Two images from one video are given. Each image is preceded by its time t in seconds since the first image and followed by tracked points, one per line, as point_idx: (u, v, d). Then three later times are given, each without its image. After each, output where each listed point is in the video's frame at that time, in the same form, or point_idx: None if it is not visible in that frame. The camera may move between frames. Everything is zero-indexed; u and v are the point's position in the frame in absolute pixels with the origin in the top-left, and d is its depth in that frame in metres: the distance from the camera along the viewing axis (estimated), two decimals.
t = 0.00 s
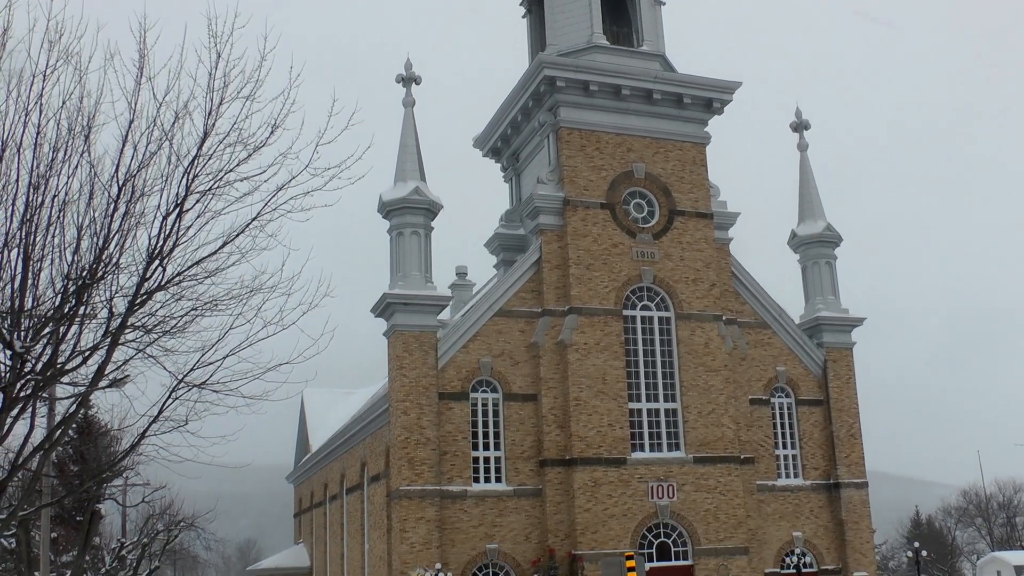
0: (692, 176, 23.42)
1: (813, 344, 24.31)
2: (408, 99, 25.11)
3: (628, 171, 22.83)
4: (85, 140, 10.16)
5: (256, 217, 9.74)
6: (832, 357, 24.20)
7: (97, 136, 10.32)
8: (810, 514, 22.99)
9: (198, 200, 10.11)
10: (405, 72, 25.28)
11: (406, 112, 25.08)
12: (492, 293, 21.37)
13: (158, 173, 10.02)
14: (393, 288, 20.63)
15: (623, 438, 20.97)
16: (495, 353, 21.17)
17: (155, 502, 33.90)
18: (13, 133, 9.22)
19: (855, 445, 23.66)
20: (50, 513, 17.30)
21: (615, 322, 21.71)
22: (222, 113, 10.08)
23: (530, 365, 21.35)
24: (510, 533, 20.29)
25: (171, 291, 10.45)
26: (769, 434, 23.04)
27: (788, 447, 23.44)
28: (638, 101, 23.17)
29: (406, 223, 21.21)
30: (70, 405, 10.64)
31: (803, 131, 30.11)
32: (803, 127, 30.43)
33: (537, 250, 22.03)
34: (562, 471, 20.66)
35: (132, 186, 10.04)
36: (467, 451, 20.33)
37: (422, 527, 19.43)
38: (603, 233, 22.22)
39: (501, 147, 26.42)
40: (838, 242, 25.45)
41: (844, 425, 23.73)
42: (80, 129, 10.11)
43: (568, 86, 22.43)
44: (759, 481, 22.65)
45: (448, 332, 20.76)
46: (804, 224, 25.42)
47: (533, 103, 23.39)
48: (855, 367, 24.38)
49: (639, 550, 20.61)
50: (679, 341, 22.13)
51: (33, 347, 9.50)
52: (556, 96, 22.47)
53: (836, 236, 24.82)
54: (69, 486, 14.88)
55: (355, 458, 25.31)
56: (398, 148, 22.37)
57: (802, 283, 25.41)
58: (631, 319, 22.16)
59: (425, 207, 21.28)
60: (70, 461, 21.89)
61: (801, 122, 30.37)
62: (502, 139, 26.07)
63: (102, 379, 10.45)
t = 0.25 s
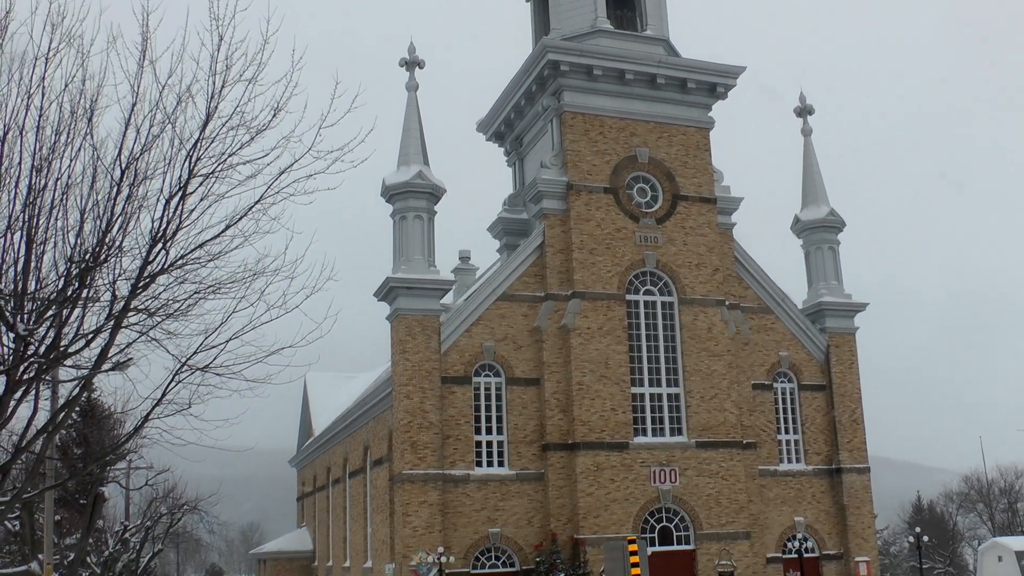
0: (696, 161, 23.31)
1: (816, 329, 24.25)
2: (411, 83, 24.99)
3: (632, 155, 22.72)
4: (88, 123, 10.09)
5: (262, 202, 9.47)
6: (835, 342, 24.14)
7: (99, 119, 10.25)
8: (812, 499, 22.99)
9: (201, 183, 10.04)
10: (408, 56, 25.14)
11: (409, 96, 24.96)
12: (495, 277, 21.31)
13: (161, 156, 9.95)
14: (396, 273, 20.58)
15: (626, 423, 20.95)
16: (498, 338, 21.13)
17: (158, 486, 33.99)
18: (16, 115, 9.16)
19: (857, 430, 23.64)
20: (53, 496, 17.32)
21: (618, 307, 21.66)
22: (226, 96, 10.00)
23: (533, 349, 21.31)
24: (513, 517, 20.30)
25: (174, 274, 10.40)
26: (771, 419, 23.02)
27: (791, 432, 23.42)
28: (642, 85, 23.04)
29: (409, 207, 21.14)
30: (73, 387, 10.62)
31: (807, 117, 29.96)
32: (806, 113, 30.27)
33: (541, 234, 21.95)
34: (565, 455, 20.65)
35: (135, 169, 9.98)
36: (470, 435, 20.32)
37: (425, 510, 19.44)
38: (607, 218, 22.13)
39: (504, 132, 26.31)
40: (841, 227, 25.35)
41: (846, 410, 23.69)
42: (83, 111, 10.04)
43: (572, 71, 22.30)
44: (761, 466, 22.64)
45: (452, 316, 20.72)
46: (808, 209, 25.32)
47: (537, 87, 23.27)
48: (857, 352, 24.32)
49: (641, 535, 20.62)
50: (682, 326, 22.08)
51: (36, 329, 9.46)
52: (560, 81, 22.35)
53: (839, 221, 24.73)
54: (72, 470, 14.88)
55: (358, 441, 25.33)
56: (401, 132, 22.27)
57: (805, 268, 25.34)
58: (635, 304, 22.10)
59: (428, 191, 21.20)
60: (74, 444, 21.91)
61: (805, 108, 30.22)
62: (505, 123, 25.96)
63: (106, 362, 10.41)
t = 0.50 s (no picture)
0: (700, 146, 23.20)
1: (819, 314, 24.19)
2: (414, 67, 24.86)
3: (635, 140, 22.61)
4: (91, 105, 10.01)
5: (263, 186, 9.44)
6: (838, 327, 24.09)
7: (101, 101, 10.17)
8: (814, 484, 22.99)
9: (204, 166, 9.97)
10: (412, 39, 25.00)
11: (412, 80, 24.84)
12: (498, 261, 21.26)
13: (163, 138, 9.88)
14: (399, 256, 20.53)
15: (628, 407, 20.94)
16: (501, 322, 21.08)
17: (161, 468, 34.09)
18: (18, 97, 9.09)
19: (859, 416, 23.62)
20: (56, 478, 17.34)
21: (621, 291, 21.60)
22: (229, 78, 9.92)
23: (536, 334, 21.27)
24: (515, 501, 20.32)
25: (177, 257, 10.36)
26: (774, 404, 23.00)
27: (793, 417, 23.40)
28: (646, 70, 22.90)
29: (412, 190, 21.07)
30: (76, 370, 10.59)
31: (811, 102, 29.81)
32: (811, 98, 30.11)
33: (544, 218, 21.87)
34: (567, 439, 20.65)
35: (138, 151, 9.91)
36: (473, 419, 20.32)
37: (427, 494, 19.46)
38: (610, 202, 22.05)
39: (508, 116, 26.20)
40: (845, 213, 25.25)
41: (848, 395, 23.66)
42: (86, 94, 9.96)
43: (576, 55, 22.18)
44: (763, 451, 22.64)
45: (454, 300, 20.67)
46: (811, 194, 25.22)
47: (540, 71, 23.15)
48: (860, 338, 24.27)
49: (643, 519, 20.64)
50: (685, 311, 22.03)
51: (39, 312, 9.42)
52: (564, 65, 22.22)
53: (842, 207, 24.63)
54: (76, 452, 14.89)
55: (361, 425, 25.33)
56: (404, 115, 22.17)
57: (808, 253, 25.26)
58: (637, 288, 22.04)
59: (432, 175, 21.12)
60: (77, 427, 21.93)
61: (810, 93, 30.05)
62: (509, 107, 25.84)
63: (108, 344, 10.38)
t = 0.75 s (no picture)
0: (703, 130, 23.09)
1: (822, 299, 24.13)
2: (417, 51, 24.73)
3: (639, 125, 22.50)
4: (93, 87, 9.94)
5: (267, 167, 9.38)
6: (841, 313, 24.03)
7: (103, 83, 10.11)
8: (815, 469, 23.00)
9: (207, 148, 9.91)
10: (415, 23, 24.87)
11: (415, 64, 24.72)
12: (501, 245, 21.20)
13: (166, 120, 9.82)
14: (401, 240, 20.48)
15: (631, 392, 20.92)
16: (503, 306, 21.04)
17: (164, 452, 34.18)
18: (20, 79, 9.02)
19: (861, 401, 23.59)
20: (60, 461, 17.35)
21: (624, 276, 21.55)
22: (231, 61, 9.85)
23: (538, 318, 21.24)
24: (517, 485, 20.34)
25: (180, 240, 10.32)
26: (776, 389, 22.98)
27: (795, 403, 23.39)
28: (650, 55, 22.77)
29: (416, 174, 20.99)
30: (80, 352, 10.57)
31: (814, 87, 29.66)
32: (814, 82, 29.95)
33: (547, 202, 21.79)
34: (570, 424, 20.64)
35: (140, 134, 9.86)
36: (475, 403, 20.31)
37: (430, 478, 19.48)
38: (613, 187, 21.97)
39: (511, 100, 26.09)
40: (848, 198, 25.15)
41: (850, 381, 23.63)
42: (89, 76, 9.90)
43: (579, 39, 22.06)
44: (765, 436, 22.64)
45: (457, 284, 20.63)
46: (814, 180, 25.11)
47: (544, 55, 23.03)
48: (863, 323, 24.21)
49: (645, 503, 20.66)
50: (688, 296, 21.98)
51: (42, 294, 9.38)
52: (567, 49, 22.11)
53: (846, 192, 24.52)
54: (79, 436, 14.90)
55: (363, 409, 25.34)
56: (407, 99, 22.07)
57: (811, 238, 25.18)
58: (640, 273, 21.99)
59: (435, 159, 21.03)
60: (80, 410, 21.95)
61: (814, 77, 29.89)
62: (512, 91, 25.72)
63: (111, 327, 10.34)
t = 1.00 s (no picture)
0: (706, 116, 22.98)
1: (824, 285, 24.07)
2: (420, 36, 24.61)
3: (642, 110, 22.39)
4: (96, 71, 9.88)
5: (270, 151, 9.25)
6: (843, 299, 23.98)
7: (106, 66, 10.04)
8: (817, 455, 23.00)
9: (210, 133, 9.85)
10: (418, 8, 24.74)
11: (418, 48, 24.60)
12: (504, 230, 21.14)
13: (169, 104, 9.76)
14: (404, 225, 20.42)
15: (633, 377, 20.90)
16: (506, 291, 21.00)
17: (167, 435, 34.28)
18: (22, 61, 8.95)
19: (863, 387, 23.56)
20: (62, 444, 17.37)
21: (626, 261, 21.49)
22: (235, 44, 9.77)
23: (541, 303, 21.20)
24: (519, 470, 20.35)
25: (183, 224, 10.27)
26: (778, 375, 22.96)
27: (797, 388, 23.38)
28: (653, 40, 22.65)
29: (418, 159, 20.91)
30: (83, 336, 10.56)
31: (818, 72, 29.51)
32: (818, 68, 29.81)
33: (549, 188, 21.72)
34: (572, 409, 20.64)
35: (143, 118, 9.80)
36: (477, 388, 20.30)
37: (432, 463, 19.50)
38: (616, 172, 21.88)
39: (514, 85, 25.98)
40: (851, 184, 25.05)
41: (853, 366, 23.59)
42: (91, 59, 9.83)
43: (583, 24, 21.93)
44: (767, 422, 22.63)
45: (460, 269, 20.58)
46: (818, 165, 25.00)
47: (547, 40, 22.91)
48: (865, 310, 24.16)
49: (647, 489, 20.68)
50: (690, 281, 21.93)
51: (45, 278, 9.34)
52: (570, 34, 21.99)
53: (849, 178, 24.43)
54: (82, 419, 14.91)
55: (366, 393, 25.36)
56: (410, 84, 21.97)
57: (814, 224, 25.11)
58: (643, 259, 21.93)
59: (437, 144, 20.95)
60: (83, 394, 21.96)
61: (818, 63, 29.73)
62: (515, 76, 25.61)
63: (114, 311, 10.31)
